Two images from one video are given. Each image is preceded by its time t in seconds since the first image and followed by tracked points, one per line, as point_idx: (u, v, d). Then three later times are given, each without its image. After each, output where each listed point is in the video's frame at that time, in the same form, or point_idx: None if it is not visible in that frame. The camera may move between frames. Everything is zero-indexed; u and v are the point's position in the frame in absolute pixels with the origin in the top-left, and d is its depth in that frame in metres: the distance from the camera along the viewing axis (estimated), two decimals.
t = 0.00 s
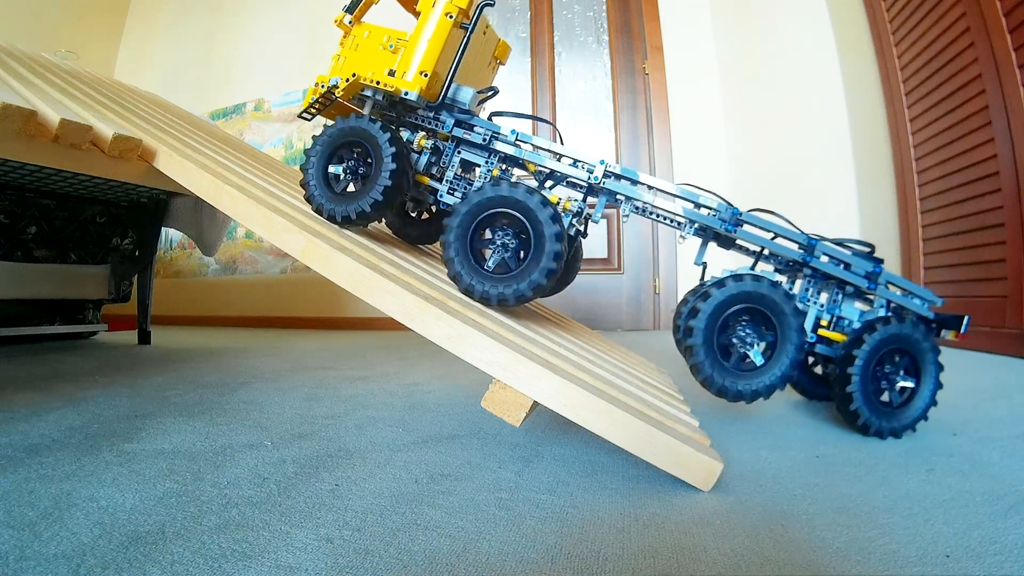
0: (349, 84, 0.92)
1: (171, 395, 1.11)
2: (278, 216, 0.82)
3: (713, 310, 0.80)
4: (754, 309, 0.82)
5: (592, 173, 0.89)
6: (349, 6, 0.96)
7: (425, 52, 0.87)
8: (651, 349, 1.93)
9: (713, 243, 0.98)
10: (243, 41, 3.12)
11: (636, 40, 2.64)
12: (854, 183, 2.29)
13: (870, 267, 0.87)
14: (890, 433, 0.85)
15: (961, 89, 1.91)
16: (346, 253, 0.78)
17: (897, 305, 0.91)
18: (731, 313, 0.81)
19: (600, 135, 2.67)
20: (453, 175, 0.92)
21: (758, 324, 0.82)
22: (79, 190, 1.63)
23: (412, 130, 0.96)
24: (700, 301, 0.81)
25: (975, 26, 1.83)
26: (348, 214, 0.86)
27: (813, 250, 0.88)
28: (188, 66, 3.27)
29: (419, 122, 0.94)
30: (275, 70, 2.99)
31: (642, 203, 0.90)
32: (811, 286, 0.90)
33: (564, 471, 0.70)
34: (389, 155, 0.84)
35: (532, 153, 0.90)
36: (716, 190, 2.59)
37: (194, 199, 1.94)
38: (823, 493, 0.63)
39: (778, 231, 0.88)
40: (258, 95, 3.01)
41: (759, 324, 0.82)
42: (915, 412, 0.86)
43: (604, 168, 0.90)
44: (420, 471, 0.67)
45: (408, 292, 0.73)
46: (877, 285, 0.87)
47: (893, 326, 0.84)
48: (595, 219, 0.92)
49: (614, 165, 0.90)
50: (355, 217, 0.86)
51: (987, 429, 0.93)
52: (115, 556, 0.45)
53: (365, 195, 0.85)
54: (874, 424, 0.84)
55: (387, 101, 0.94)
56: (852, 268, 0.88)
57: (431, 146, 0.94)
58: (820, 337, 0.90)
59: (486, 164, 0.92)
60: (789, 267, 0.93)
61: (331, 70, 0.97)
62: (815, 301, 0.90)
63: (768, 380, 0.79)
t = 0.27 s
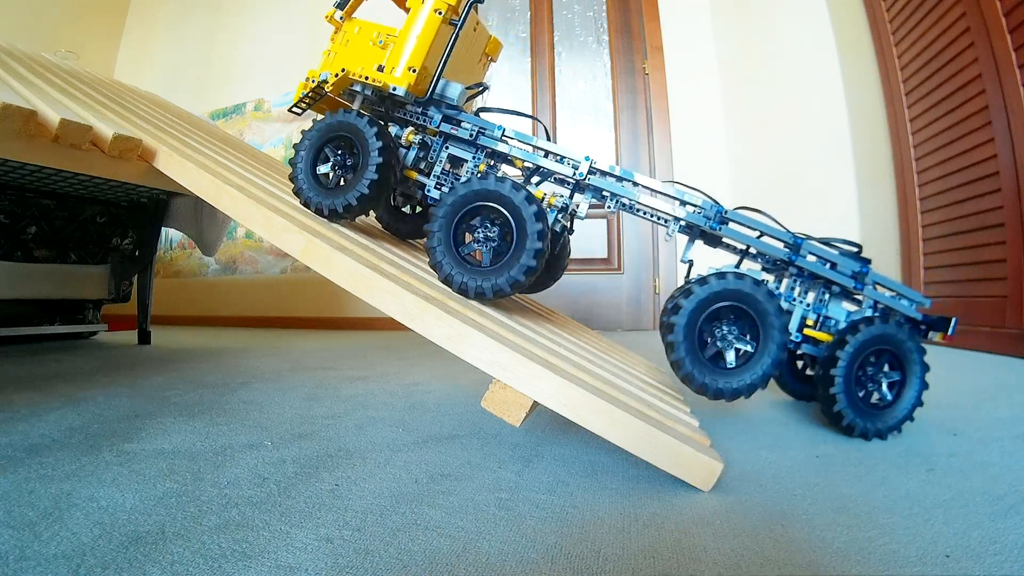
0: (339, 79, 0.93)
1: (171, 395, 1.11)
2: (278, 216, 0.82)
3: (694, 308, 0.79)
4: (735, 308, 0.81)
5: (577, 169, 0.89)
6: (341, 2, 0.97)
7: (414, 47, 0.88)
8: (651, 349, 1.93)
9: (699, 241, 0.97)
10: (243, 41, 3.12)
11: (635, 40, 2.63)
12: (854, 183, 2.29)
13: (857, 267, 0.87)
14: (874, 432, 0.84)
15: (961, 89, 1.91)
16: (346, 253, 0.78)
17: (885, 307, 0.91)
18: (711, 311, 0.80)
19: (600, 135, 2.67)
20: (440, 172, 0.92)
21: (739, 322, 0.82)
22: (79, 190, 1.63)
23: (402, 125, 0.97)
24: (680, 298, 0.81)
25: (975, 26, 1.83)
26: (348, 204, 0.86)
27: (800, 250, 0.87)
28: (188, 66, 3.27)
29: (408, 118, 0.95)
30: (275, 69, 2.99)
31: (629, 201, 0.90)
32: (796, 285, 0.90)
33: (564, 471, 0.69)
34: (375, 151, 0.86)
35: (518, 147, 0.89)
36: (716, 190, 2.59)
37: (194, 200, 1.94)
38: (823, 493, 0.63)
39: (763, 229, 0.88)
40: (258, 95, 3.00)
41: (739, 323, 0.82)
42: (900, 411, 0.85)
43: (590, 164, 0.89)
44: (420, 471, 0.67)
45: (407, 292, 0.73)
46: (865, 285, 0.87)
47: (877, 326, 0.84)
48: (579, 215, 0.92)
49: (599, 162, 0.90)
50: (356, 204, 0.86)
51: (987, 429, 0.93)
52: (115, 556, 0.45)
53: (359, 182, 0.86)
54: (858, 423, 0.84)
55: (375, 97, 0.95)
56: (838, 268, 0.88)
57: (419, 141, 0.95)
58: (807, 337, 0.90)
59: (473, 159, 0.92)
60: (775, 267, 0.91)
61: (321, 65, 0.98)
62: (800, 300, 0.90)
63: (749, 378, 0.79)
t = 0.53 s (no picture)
0: (328, 74, 0.94)
1: (171, 395, 1.11)
2: (278, 216, 0.82)
3: (676, 304, 0.79)
4: (718, 306, 0.80)
5: (563, 164, 0.89)
6: None
7: (403, 43, 0.89)
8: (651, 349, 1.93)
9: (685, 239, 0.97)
10: (243, 41, 3.12)
11: (635, 40, 2.61)
12: (854, 182, 2.31)
13: (843, 267, 0.87)
14: (855, 434, 0.84)
15: (961, 89, 1.91)
16: (346, 253, 0.78)
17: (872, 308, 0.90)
18: (693, 308, 0.80)
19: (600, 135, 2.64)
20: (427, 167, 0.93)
21: (721, 320, 0.81)
22: (79, 190, 1.63)
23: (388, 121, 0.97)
24: (662, 294, 0.81)
25: (975, 26, 1.83)
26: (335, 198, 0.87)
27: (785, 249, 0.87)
28: (188, 67, 3.27)
29: (396, 113, 0.95)
30: (275, 69, 2.99)
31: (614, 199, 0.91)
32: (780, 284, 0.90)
33: (564, 471, 0.70)
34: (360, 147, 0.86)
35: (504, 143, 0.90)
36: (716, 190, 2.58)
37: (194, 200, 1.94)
38: (823, 493, 0.63)
39: (749, 228, 0.88)
40: (258, 95, 3.00)
41: (721, 320, 0.81)
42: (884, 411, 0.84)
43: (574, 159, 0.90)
44: (420, 471, 0.67)
45: (408, 291, 0.73)
46: (850, 285, 0.87)
47: (861, 326, 0.83)
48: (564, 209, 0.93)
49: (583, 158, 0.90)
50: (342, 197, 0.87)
51: (987, 429, 0.93)
52: (115, 556, 0.45)
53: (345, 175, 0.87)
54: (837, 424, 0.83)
55: (364, 92, 0.95)
56: (824, 268, 0.88)
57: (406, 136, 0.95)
58: (792, 337, 0.89)
59: (460, 154, 0.93)
60: (762, 265, 0.91)
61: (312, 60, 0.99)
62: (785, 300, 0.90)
63: (730, 376, 0.78)
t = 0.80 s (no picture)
0: (318, 69, 0.95)
1: (171, 395, 1.11)
2: (278, 216, 0.82)
3: (657, 300, 0.79)
4: (699, 302, 0.79)
5: (548, 160, 0.90)
6: None
7: (392, 39, 0.90)
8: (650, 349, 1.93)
9: (672, 237, 0.97)
10: (243, 41, 3.12)
11: (635, 40, 2.59)
12: (854, 183, 2.31)
13: (828, 267, 0.86)
14: (840, 433, 0.82)
15: (961, 88, 1.91)
16: (345, 252, 0.78)
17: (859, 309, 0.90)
18: (674, 304, 0.79)
19: (598, 135, 2.62)
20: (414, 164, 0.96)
21: (703, 316, 0.79)
22: (79, 190, 1.63)
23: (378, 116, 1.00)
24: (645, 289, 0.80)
25: (975, 26, 1.83)
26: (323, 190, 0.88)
27: (769, 247, 0.87)
28: (188, 67, 3.27)
29: (385, 108, 0.97)
30: (275, 70, 2.99)
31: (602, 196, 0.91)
32: (764, 283, 0.90)
33: (564, 471, 0.70)
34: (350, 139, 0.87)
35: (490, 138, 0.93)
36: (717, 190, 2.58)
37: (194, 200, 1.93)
38: (823, 493, 0.63)
39: (735, 226, 0.88)
40: (258, 95, 3.00)
41: (704, 317, 0.79)
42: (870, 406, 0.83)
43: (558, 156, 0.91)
44: (420, 471, 0.67)
45: (408, 291, 0.73)
46: (836, 285, 0.86)
47: (846, 326, 0.82)
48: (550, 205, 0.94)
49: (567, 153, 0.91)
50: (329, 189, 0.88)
51: (987, 429, 0.93)
52: (115, 556, 0.45)
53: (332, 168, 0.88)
54: (821, 424, 0.82)
55: (354, 86, 0.97)
56: (809, 267, 0.87)
57: (395, 131, 0.98)
58: (776, 336, 0.89)
59: (448, 150, 0.95)
60: (748, 264, 0.91)
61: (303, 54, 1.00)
62: (769, 298, 0.89)
63: (711, 374, 0.76)
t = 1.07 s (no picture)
0: (309, 64, 0.96)
1: (171, 395, 1.11)
2: (278, 216, 0.82)
3: (637, 300, 0.78)
4: (683, 300, 0.78)
5: (535, 156, 0.91)
6: None
7: (383, 35, 0.92)
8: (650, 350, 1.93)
9: (659, 234, 0.96)
10: (243, 42, 3.12)
11: (635, 40, 2.58)
12: (854, 184, 2.33)
13: (815, 266, 0.86)
14: (834, 434, 0.81)
15: (961, 89, 1.91)
16: (345, 253, 0.78)
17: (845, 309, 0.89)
18: (657, 303, 0.78)
19: (598, 135, 2.61)
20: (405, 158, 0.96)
21: (688, 314, 0.79)
22: (79, 190, 1.63)
23: (368, 112, 1.00)
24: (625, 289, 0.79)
25: (975, 26, 1.83)
26: (316, 184, 0.89)
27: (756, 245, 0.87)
28: (188, 67, 3.26)
29: (375, 104, 0.98)
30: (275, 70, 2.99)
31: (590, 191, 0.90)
32: (751, 282, 0.89)
33: (564, 471, 0.70)
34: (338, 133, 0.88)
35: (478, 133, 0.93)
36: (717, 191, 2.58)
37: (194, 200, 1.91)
38: (824, 493, 0.63)
39: (721, 224, 0.87)
40: (258, 95, 3.00)
41: (689, 314, 0.79)
42: (860, 402, 0.81)
43: (546, 151, 0.91)
44: (420, 471, 0.67)
45: (408, 291, 0.73)
46: (823, 285, 0.86)
47: (829, 326, 0.81)
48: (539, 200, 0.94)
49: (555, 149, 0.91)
50: (322, 181, 0.88)
51: (987, 429, 0.93)
52: (115, 557, 0.45)
53: (324, 162, 0.88)
54: (812, 427, 0.81)
55: (344, 82, 0.98)
56: (796, 266, 0.87)
57: (385, 126, 0.98)
58: (763, 336, 0.88)
59: (437, 145, 0.95)
60: (735, 262, 0.90)
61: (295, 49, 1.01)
62: (756, 297, 0.89)
63: (697, 371, 0.76)
